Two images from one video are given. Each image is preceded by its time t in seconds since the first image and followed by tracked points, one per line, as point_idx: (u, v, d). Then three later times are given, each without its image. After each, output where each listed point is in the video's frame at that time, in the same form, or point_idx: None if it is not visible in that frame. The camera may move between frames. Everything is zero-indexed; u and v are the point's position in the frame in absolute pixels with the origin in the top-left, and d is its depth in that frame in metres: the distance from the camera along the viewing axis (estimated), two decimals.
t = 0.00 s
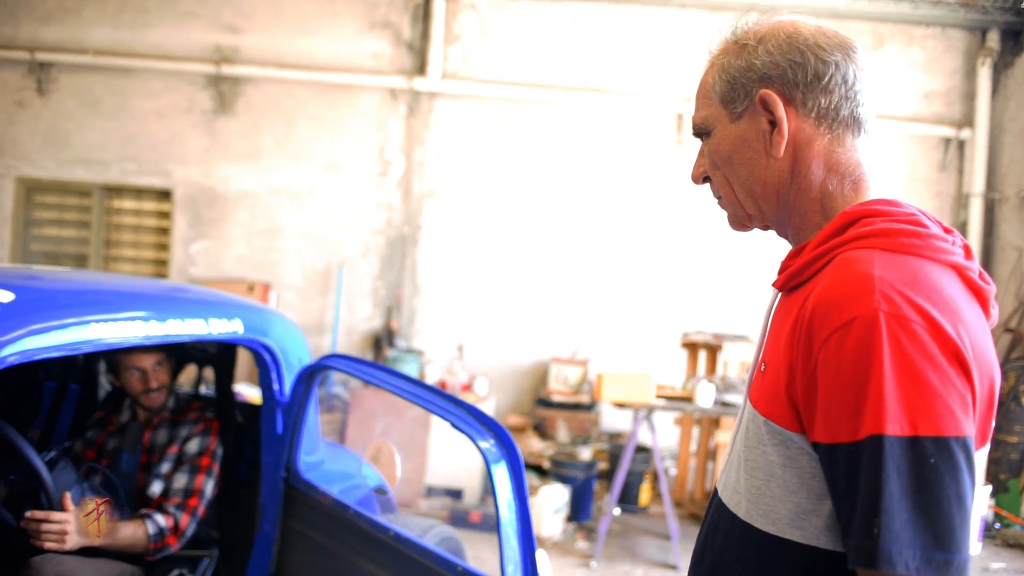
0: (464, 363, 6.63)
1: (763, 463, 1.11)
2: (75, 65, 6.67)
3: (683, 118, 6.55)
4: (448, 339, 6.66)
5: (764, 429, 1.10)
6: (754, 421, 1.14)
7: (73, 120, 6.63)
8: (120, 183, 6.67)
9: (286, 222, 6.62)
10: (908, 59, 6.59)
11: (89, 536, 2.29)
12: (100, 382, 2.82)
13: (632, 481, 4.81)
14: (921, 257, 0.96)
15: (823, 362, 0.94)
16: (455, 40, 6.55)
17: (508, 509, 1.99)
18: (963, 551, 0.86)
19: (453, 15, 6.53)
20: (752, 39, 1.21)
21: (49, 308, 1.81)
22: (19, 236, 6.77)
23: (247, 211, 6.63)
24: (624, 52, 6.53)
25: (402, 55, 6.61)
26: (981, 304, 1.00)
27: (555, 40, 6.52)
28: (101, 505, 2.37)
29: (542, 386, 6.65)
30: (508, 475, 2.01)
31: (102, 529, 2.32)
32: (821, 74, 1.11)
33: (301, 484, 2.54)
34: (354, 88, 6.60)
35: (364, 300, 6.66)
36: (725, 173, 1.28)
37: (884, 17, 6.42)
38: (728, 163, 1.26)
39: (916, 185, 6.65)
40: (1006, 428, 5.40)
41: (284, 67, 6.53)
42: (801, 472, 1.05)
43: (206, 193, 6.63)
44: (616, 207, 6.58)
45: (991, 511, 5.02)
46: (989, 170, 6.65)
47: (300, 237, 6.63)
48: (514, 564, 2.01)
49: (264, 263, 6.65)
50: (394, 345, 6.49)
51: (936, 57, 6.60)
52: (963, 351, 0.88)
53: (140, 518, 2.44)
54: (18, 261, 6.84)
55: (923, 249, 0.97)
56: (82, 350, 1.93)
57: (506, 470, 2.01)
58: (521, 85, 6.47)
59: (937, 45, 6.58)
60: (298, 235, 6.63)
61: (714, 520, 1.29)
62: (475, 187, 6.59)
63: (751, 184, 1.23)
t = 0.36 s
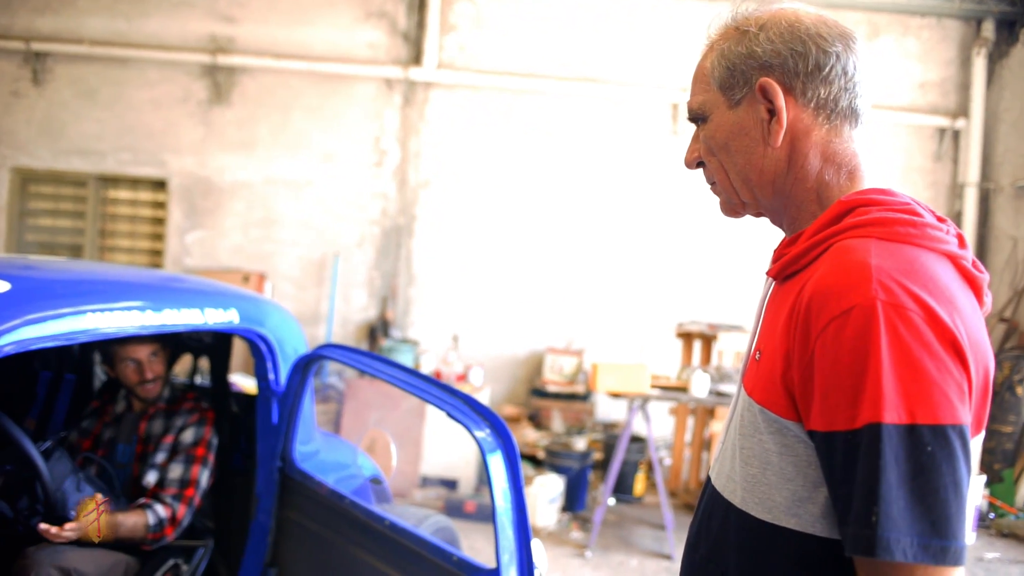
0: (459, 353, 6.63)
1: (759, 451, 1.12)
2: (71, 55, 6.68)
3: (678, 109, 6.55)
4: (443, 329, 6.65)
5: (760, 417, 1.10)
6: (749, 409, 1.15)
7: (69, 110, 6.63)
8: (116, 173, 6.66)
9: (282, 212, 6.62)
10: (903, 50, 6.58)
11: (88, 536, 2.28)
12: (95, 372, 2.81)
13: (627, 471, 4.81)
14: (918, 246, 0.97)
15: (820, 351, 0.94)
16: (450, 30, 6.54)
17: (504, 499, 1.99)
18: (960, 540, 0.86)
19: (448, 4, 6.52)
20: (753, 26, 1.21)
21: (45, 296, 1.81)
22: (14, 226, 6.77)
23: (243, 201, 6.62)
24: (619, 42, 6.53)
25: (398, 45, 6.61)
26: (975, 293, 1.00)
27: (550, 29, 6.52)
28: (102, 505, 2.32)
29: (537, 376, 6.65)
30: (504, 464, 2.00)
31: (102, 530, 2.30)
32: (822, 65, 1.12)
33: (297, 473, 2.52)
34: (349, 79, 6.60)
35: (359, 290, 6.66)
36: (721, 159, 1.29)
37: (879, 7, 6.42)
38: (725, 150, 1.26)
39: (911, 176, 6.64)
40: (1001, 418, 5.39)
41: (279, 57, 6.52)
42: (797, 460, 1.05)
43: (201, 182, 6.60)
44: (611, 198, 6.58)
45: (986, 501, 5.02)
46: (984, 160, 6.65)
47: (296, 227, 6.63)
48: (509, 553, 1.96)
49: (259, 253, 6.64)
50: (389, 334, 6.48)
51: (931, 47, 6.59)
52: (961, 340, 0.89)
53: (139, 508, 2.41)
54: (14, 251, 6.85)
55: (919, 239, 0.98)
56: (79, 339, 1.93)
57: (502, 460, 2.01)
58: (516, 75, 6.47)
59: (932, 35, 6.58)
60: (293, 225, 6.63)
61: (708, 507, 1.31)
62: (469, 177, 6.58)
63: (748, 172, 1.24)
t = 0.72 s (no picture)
0: (453, 350, 6.63)
1: (756, 445, 1.11)
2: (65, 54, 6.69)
3: (671, 106, 6.53)
4: (436, 326, 6.65)
5: (757, 412, 1.10)
6: (746, 405, 1.15)
7: (63, 108, 6.64)
8: (110, 171, 6.67)
9: (276, 210, 6.63)
10: (897, 46, 6.56)
11: (87, 535, 2.28)
12: (91, 368, 2.81)
13: (621, 468, 4.80)
14: (914, 240, 0.97)
15: (817, 345, 0.94)
16: (443, 27, 6.54)
17: (501, 496, 1.99)
18: (959, 533, 0.85)
19: (441, 2, 6.52)
20: (753, 20, 1.20)
21: (41, 293, 1.81)
22: (8, 223, 6.77)
23: (236, 198, 6.63)
24: (613, 39, 6.52)
25: (391, 42, 6.62)
26: (971, 287, 1.00)
27: (543, 26, 6.51)
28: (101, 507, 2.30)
29: (531, 374, 6.65)
30: (500, 461, 2.00)
31: (102, 530, 2.29)
32: (826, 63, 1.13)
33: (293, 470, 2.51)
34: (343, 76, 6.60)
35: (353, 287, 6.66)
36: (720, 155, 1.28)
37: (873, 3, 6.39)
38: (724, 146, 1.26)
39: (905, 172, 6.63)
40: (996, 416, 5.36)
41: (273, 55, 6.54)
42: (795, 454, 1.05)
43: (195, 180, 6.64)
44: (605, 195, 6.57)
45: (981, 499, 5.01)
46: (979, 156, 6.63)
47: (290, 224, 6.64)
48: (506, 549, 1.97)
49: (253, 251, 6.64)
50: (382, 331, 6.48)
51: (925, 43, 6.57)
52: (958, 333, 0.88)
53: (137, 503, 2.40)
54: (9, 249, 6.86)
55: (915, 233, 0.98)
56: (76, 336, 1.93)
57: (498, 455, 2.01)
58: (509, 73, 6.47)
59: (926, 31, 6.56)
60: (287, 223, 6.64)
61: (705, 503, 1.31)
62: (462, 174, 6.58)
63: (748, 170, 1.24)
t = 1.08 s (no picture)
0: (465, 351, 6.64)
1: (778, 451, 1.10)
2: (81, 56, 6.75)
3: (685, 107, 6.52)
4: (448, 327, 6.66)
5: (780, 416, 1.09)
6: (767, 409, 1.14)
7: (79, 110, 6.70)
8: (125, 173, 6.72)
9: (289, 211, 6.65)
10: (911, 46, 6.53)
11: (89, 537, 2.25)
12: (107, 368, 2.82)
13: (633, 470, 4.79)
14: (940, 244, 0.96)
15: (843, 350, 0.93)
16: (456, 29, 6.55)
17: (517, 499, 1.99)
18: (989, 543, 0.85)
19: (453, 3, 6.53)
20: (778, 17, 1.19)
21: (59, 294, 1.81)
22: (25, 224, 6.83)
23: (250, 200, 6.66)
24: (626, 40, 6.52)
25: (403, 44, 6.63)
26: (997, 290, 0.99)
27: (556, 27, 6.51)
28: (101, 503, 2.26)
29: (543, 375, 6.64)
30: (515, 464, 2.00)
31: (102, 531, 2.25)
32: (851, 63, 1.12)
33: (308, 471, 2.53)
34: (356, 78, 6.62)
35: (365, 289, 6.67)
36: (738, 152, 1.27)
37: (888, 3, 6.36)
38: (745, 145, 1.25)
39: (920, 173, 6.59)
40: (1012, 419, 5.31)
41: (286, 57, 6.56)
42: (818, 461, 1.04)
43: (209, 182, 6.67)
44: (618, 196, 6.56)
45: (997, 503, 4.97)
46: (995, 157, 6.58)
47: (302, 225, 6.66)
48: (521, 552, 1.97)
49: (266, 252, 6.67)
50: (395, 333, 6.50)
51: (940, 44, 6.54)
52: (986, 338, 0.88)
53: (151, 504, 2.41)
54: (25, 249, 6.92)
55: (941, 237, 0.97)
56: (93, 337, 1.93)
57: (513, 458, 2.01)
58: (521, 74, 6.47)
59: (941, 31, 6.52)
60: (300, 224, 6.66)
61: (724, 507, 1.30)
62: (474, 175, 6.58)
63: (768, 169, 1.23)
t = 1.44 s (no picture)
0: (486, 356, 6.63)
1: (809, 460, 1.08)
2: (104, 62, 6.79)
3: (706, 112, 6.51)
4: (469, 332, 6.66)
5: (811, 426, 1.07)
6: (798, 418, 1.12)
7: (102, 115, 6.73)
8: (147, 177, 6.75)
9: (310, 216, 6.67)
10: (934, 50, 6.50)
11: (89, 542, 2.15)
12: (130, 371, 2.83)
13: (655, 476, 4.77)
14: (977, 251, 0.94)
15: (877, 359, 0.91)
16: (477, 34, 6.56)
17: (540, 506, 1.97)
18: None
19: (475, 8, 6.54)
20: (799, 24, 1.19)
21: (85, 298, 1.81)
22: (49, 228, 6.90)
23: (271, 204, 6.68)
24: (647, 45, 6.51)
25: (424, 49, 6.66)
26: None
27: (577, 32, 6.52)
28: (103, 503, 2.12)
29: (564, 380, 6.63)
30: (539, 470, 1.97)
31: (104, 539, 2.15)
32: (874, 67, 1.11)
33: (330, 476, 2.53)
34: (377, 83, 6.64)
35: (386, 293, 6.68)
36: (766, 161, 1.26)
37: (912, 7, 6.34)
38: (771, 153, 1.24)
39: (944, 178, 6.55)
40: None
41: (309, 62, 6.58)
42: (851, 471, 1.02)
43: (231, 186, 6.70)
44: (638, 201, 6.55)
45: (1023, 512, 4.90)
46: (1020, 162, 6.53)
47: (323, 229, 6.66)
48: (544, 558, 1.94)
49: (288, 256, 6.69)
50: (416, 337, 6.50)
51: (963, 48, 6.51)
52: None
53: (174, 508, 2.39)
54: (49, 253, 6.98)
55: (978, 244, 0.95)
56: (117, 341, 1.93)
57: (537, 464, 1.99)
58: (543, 79, 6.47)
59: (965, 35, 6.48)
60: (321, 228, 6.68)
61: (752, 518, 1.26)
62: (496, 179, 6.58)
63: (795, 177, 1.22)
